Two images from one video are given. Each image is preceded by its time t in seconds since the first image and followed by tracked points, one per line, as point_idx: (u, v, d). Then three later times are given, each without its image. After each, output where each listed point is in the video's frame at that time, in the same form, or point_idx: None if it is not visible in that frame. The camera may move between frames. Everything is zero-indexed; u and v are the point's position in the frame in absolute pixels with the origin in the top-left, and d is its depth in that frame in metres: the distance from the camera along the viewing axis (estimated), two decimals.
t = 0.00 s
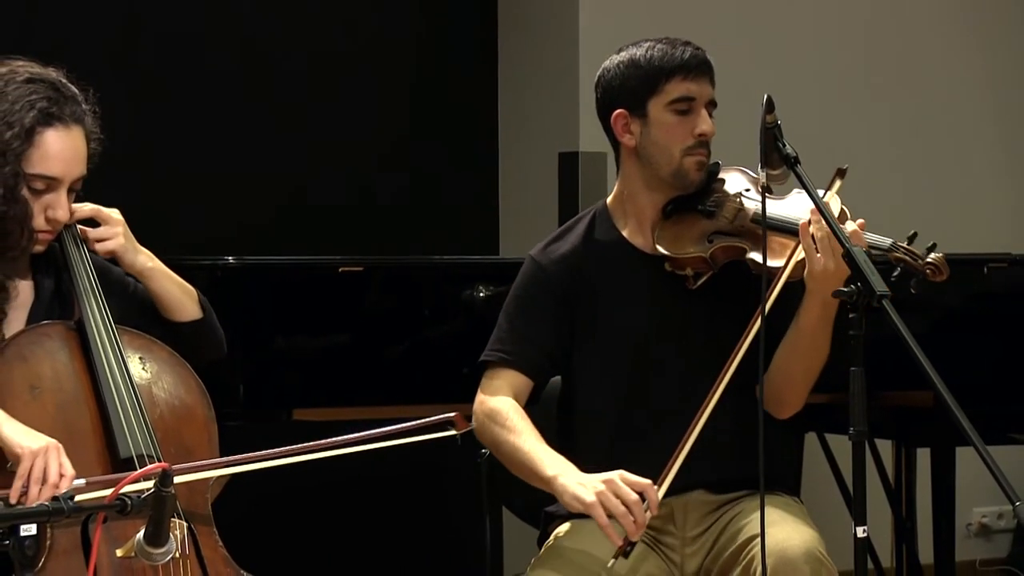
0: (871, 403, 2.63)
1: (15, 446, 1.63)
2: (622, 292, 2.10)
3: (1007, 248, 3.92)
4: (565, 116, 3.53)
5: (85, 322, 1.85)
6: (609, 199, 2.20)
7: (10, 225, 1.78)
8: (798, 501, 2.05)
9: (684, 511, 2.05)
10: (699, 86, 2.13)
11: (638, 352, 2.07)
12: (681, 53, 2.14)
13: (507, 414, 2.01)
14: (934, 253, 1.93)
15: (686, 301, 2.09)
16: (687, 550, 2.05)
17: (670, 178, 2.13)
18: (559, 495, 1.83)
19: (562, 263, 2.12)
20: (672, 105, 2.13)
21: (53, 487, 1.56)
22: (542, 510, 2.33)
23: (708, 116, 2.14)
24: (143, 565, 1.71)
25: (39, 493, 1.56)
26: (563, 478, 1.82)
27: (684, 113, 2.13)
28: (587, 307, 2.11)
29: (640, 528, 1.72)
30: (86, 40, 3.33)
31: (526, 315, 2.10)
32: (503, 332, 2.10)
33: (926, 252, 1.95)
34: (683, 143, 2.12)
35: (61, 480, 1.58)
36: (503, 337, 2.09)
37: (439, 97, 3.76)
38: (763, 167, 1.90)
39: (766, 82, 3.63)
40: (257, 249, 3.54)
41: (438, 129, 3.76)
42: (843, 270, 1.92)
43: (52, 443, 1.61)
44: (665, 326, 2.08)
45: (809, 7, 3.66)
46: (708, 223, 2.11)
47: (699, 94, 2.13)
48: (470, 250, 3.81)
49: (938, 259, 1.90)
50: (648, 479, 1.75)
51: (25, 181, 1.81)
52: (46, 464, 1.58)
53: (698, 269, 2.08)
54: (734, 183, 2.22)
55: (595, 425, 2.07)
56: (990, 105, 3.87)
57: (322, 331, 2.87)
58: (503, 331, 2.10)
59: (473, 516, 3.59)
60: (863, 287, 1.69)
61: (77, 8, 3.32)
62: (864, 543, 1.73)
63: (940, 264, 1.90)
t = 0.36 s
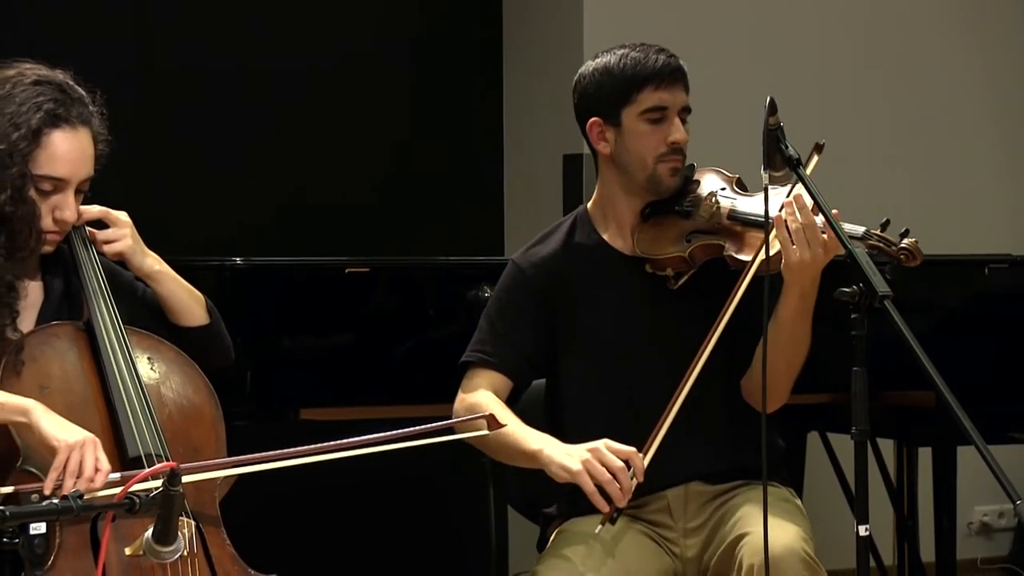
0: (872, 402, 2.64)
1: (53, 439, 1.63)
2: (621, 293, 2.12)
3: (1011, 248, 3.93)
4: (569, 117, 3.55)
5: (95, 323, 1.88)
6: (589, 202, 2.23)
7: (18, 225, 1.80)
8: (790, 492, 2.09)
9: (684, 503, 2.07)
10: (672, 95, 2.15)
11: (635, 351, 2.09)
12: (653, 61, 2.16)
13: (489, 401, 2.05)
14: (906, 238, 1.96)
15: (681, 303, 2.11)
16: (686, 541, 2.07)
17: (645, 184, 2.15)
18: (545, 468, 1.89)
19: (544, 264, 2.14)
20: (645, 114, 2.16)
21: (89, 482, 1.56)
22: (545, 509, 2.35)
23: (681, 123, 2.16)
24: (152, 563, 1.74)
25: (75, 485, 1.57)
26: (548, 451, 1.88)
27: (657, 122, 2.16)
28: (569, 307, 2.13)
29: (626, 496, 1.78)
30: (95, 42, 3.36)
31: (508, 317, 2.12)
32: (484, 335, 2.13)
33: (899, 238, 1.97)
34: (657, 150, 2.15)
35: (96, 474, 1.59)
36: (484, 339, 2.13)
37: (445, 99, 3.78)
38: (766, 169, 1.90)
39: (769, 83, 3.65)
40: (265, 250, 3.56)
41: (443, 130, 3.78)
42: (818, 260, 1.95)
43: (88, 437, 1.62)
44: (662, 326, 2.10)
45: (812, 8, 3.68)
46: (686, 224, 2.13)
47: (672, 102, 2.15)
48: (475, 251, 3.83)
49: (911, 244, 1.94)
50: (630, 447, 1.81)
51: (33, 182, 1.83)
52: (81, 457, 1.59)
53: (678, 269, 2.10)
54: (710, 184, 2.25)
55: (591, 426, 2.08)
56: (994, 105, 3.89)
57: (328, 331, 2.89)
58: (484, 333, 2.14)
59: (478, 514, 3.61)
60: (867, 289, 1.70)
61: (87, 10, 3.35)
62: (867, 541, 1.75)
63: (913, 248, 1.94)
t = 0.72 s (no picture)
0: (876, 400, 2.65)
1: (95, 433, 1.67)
2: (626, 293, 2.14)
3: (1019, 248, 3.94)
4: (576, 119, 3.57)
5: (104, 323, 1.90)
6: (591, 204, 2.24)
7: (31, 224, 1.85)
8: (793, 493, 2.12)
9: (684, 500, 2.09)
10: (666, 103, 2.16)
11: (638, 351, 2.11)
12: (647, 70, 2.17)
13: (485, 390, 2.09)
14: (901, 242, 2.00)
15: (683, 302, 2.13)
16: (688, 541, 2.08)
17: (642, 190, 2.16)
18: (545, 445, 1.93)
19: (545, 262, 2.17)
20: (641, 123, 2.17)
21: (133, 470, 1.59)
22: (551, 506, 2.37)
23: (677, 130, 2.17)
24: (162, 560, 1.77)
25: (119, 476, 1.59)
26: (549, 427, 1.91)
27: (652, 131, 2.16)
28: (570, 305, 2.15)
29: (628, 472, 1.83)
30: (107, 44, 3.39)
31: (511, 316, 2.16)
32: (483, 333, 2.16)
33: (894, 241, 2.01)
34: (654, 156, 2.15)
35: (140, 464, 1.62)
36: (483, 337, 2.16)
37: (453, 100, 3.80)
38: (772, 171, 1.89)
39: (776, 84, 3.66)
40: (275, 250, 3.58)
41: (452, 131, 3.80)
42: (815, 264, 1.97)
43: (133, 428, 1.65)
44: (665, 326, 2.12)
45: (820, 9, 3.69)
46: (686, 226, 2.13)
47: (666, 111, 2.16)
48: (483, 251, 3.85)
49: (906, 248, 1.97)
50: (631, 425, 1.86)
51: (45, 181, 1.86)
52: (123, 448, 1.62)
53: (679, 271, 2.11)
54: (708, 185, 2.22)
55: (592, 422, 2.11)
56: (1000, 106, 3.90)
57: (337, 331, 2.91)
58: (482, 331, 2.17)
59: (485, 513, 3.63)
60: (871, 289, 1.72)
61: (99, 13, 3.38)
62: (870, 539, 1.76)
63: (908, 252, 1.97)
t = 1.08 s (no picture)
0: (884, 398, 2.66)
1: (91, 438, 1.69)
2: (634, 292, 2.15)
3: None
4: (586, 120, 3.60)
5: (116, 322, 1.92)
6: (609, 205, 2.26)
7: (42, 224, 1.88)
8: (805, 498, 2.13)
9: (695, 502, 2.10)
10: (680, 106, 2.19)
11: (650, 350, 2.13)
12: (660, 73, 2.20)
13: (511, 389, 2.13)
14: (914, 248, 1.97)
15: (694, 301, 2.14)
16: (698, 542, 2.10)
17: (658, 192, 2.18)
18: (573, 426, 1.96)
19: (563, 260, 2.20)
20: (655, 126, 2.19)
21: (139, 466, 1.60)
22: (560, 505, 2.39)
23: (692, 133, 2.19)
24: (173, 558, 1.79)
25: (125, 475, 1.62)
26: (575, 409, 1.95)
27: (667, 134, 2.19)
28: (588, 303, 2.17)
29: (653, 451, 1.85)
30: (120, 45, 3.42)
31: (528, 314, 2.19)
32: (499, 330, 2.20)
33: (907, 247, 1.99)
34: (669, 158, 2.17)
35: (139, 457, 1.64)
36: (499, 334, 2.19)
37: (463, 101, 3.83)
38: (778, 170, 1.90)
39: (785, 84, 3.67)
40: (285, 250, 3.61)
41: (461, 132, 3.83)
42: (828, 270, 1.95)
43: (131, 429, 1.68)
44: (673, 324, 2.13)
45: (829, 10, 3.71)
46: (701, 228, 2.14)
47: (680, 113, 2.19)
48: (493, 252, 3.88)
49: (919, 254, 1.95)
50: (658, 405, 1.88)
51: (57, 181, 1.89)
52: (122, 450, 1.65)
53: (695, 273, 2.11)
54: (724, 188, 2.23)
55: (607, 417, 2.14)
56: (1009, 108, 3.91)
57: (348, 330, 2.94)
58: (499, 329, 2.20)
59: (494, 511, 3.66)
60: (877, 288, 1.72)
61: (111, 15, 3.41)
62: (877, 536, 1.77)
63: (920, 258, 1.95)
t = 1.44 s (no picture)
0: (896, 399, 2.66)
1: (83, 443, 1.71)
2: (646, 292, 2.17)
3: None
4: (601, 122, 3.62)
5: (133, 323, 1.95)
6: (631, 205, 2.27)
7: (58, 225, 1.91)
8: (818, 496, 2.14)
9: (710, 502, 2.12)
10: (703, 112, 2.20)
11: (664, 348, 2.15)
12: (684, 78, 2.20)
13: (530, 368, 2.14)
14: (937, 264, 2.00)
15: (706, 303, 2.15)
16: (711, 542, 2.12)
17: (681, 196, 2.19)
18: (600, 394, 1.97)
19: (585, 257, 2.21)
20: (678, 131, 2.20)
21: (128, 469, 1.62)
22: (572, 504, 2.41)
23: (715, 139, 2.20)
24: (190, 556, 1.82)
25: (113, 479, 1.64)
26: (604, 377, 1.96)
27: (691, 139, 2.20)
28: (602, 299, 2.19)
29: (679, 423, 1.87)
30: (139, 49, 3.46)
31: (550, 311, 2.20)
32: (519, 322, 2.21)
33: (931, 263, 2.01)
34: (692, 163, 2.19)
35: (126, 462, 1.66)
36: (518, 325, 2.21)
37: (479, 103, 3.85)
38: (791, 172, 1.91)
39: (793, 86, 3.73)
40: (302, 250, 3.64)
41: (478, 134, 3.85)
42: (851, 280, 1.99)
43: (119, 434, 1.70)
44: (687, 323, 2.15)
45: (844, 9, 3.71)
46: (724, 233, 2.15)
47: (703, 119, 2.19)
48: (510, 252, 3.90)
49: (942, 270, 1.98)
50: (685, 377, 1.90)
51: (73, 183, 1.93)
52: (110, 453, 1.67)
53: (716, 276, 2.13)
54: (747, 194, 2.23)
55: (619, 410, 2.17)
56: (1014, 108, 3.98)
57: (364, 330, 2.96)
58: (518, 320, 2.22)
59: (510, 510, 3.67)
60: (891, 289, 1.74)
61: (134, 20, 3.45)
62: (890, 535, 1.78)
63: (943, 274, 1.97)
